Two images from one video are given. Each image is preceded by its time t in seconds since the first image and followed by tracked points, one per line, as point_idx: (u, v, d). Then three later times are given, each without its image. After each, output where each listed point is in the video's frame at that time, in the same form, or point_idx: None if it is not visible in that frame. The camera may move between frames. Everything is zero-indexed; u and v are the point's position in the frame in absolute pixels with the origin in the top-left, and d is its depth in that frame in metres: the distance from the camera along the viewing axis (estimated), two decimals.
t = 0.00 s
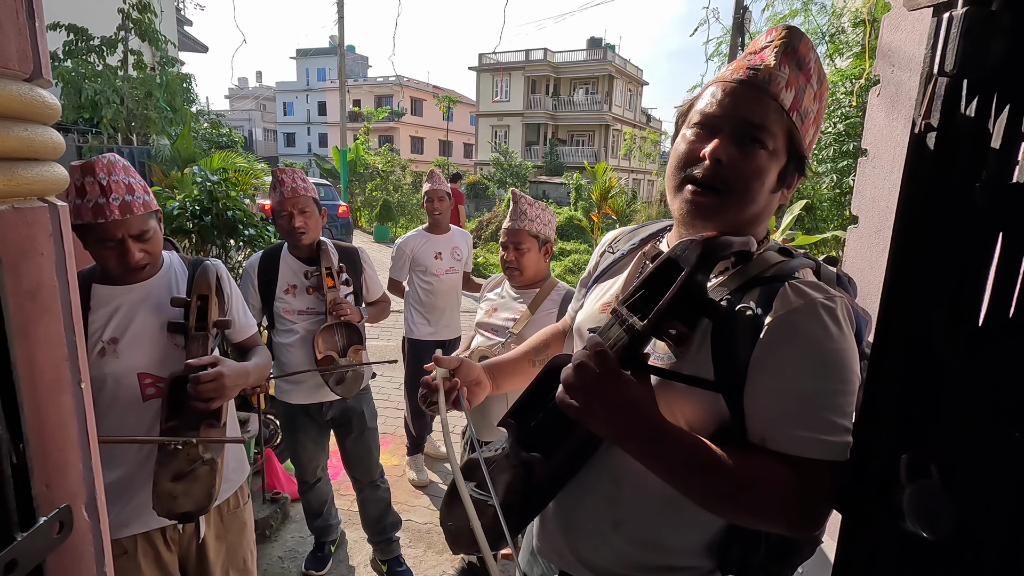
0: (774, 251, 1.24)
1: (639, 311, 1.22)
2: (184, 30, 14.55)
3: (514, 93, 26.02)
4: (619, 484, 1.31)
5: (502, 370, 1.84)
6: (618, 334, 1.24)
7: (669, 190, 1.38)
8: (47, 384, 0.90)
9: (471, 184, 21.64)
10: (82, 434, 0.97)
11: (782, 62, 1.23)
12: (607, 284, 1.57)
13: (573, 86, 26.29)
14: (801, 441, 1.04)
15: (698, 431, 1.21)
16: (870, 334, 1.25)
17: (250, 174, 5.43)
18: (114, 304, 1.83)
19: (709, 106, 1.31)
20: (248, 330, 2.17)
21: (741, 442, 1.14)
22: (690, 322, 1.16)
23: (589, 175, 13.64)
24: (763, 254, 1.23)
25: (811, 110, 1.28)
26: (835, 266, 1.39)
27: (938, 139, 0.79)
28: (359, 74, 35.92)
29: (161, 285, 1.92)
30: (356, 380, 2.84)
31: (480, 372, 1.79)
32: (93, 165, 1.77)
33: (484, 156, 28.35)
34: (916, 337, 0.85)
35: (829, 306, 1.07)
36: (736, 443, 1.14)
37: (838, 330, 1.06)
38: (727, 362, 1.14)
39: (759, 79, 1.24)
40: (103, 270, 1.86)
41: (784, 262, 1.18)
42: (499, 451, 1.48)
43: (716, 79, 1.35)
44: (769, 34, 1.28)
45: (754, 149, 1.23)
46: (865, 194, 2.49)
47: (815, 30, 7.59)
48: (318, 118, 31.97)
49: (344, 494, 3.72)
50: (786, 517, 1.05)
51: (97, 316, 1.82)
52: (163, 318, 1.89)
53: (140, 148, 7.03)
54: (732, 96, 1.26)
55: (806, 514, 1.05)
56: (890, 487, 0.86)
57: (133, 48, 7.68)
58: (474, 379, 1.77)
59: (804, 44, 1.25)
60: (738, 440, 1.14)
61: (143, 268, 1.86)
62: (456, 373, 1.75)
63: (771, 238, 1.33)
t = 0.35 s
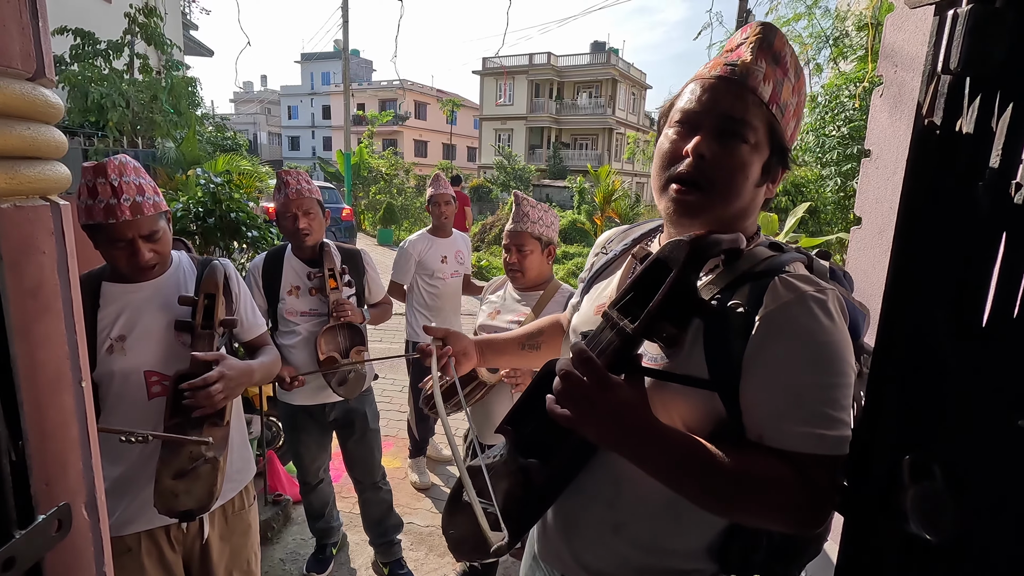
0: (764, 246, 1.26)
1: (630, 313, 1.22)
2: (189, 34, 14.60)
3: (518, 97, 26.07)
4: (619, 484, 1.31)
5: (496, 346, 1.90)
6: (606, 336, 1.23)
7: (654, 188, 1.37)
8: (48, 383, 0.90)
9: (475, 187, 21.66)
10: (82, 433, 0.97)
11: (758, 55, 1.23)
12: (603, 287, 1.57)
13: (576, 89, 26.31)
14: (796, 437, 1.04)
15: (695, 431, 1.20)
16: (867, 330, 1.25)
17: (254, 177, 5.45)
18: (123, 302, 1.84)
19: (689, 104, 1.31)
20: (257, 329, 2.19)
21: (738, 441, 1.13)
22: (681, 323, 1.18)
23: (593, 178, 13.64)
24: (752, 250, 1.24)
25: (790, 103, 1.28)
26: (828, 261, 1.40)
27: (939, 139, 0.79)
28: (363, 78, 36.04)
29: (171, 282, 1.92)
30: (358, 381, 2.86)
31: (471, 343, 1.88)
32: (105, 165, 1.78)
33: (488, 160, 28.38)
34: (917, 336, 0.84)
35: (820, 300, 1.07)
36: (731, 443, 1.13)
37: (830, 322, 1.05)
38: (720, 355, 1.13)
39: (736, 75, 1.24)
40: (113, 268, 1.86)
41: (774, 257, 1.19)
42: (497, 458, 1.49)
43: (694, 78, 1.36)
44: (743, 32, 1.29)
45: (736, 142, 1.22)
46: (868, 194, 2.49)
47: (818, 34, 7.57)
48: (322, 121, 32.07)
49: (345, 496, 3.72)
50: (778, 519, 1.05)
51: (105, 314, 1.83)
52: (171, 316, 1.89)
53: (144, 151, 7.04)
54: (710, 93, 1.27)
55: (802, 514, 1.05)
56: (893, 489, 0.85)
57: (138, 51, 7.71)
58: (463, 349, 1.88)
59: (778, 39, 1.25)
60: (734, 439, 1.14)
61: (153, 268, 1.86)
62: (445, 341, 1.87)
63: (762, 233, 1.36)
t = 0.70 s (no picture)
0: (764, 240, 1.25)
1: (627, 310, 1.28)
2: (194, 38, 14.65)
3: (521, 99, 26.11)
4: (626, 482, 1.31)
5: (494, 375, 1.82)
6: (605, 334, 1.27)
7: (660, 200, 1.37)
8: (63, 380, 0.91)
9: (478, 189, 21.69)
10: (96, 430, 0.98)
11: (763, 63, 1.21)
12: (603, 284, 1.57)
13: (579, 92, 26.34)
14: (795, 430, 1.03)
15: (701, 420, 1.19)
16: (873, 322, 1.24)
17: (260, 179, 5.48)
18: (134, 301, 1.85)
19: (692, 113, 1.29)
20: (266, 329, 2.20)
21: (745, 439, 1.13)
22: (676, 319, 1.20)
23: (597, 180, 13.65)
24: (751, 243, 1.23)
25: (792, 108, 1.28)
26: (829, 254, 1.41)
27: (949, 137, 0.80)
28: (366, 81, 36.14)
29: (181, 282, 1.94)
30: (367, 381, 2.86)
31: (470, 380, 1.76)
32: (113, 162, 1.80)
33: (491, 162, 28.42)
34: (930, 335, 0.85)
35: (814, 292, 1.06)
36: (733, 438, 1.13)
37: (824, 313, 1.04)
38: (717, 350, 1.13)
39: (742, 83, 1.22)
40: (124, 267, 1.87)
41: (771, 251, 1.17)
42: (502, 456, 1.47)
43: (693, 81, 1.32)
44: (743, 32, 1.25)
45: (745, 154, 1.22)
46: (877, 192, 2.49)
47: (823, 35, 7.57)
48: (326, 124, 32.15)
49: (351, 497, 3.73)
50: (785, 514, 1.05)
51: (117, 313, 1.84)
52: (182, 315, 1.91)
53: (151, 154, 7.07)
54: (715, 102, 1.24)
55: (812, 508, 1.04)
56: (905, 488, 0.86)
57: (145, 55, 7.73)
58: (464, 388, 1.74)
59: (779, 41, 1.23)
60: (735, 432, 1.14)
61: (161, 266, 1.88)
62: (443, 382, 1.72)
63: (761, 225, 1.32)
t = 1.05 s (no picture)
0: (772, 247, 1.17)
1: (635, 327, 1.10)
2: (197, 40, 14.66)
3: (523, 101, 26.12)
4: (632, 478, 1.30)
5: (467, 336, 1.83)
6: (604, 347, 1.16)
7: (669, 215, 1.28)
8: (61, 375, 0.91)
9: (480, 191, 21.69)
10: (93, 426, 0.97)
11: (784, 71, 1.10)
12: (603, 280, 1.54)
13: (582, 93, 26.35)
14: (803, 448, 1.03)
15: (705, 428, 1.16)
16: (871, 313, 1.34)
17: (261, 180, 5.49)
18: (138, 299, 1.85)
19: (705, 125, 1.17)
20: (271, 328, 2.20)
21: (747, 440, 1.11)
22: (687, 332, 1.12)
23: (599, 181, 13.63)
24: (760, 250, 1.15)
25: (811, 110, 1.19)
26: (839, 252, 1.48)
27: (959, 127, 0.79)
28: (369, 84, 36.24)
29: (185, 281, 1.93)
30: (363, 382, 2.85)
31: (443, 336, 1.78)
32: (120, 153, 1.82)
33: (493, 164, 28.44)
34: (934, 328, 0.84)
35: (829, 311, 1.03)
36: (739, 441, 1.11)
37: (838, 332, 1.02)
38: (730, 367, 1.08)
39: (762, 96, 1.11)
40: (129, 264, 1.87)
41: (785, 257, 1.12)
42: (502, 464, 1.37)
43: (701, 84, 1.19)
44: (758, 30, 1.12)
45: (763, 173, 1.14)
46: (881, 189, 2.48)
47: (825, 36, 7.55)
48: (329, 126, 32.21)
49: (352, 498, 3.72)
50: (784, 511, 1.06)
51: (121, 312, 1.83)
52: (185, 314, 1.90)
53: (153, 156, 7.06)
54: (731, 115, 1.13)
55: (809, 503, 1.06)
56: (911, 483, 0.83)
57: (147, 56, 7.72)
58: (435, 346, 1.76)
59: (799, 39, 1.12)
60: (739, 440, 1.11)
61: (164, 259, 1.86)
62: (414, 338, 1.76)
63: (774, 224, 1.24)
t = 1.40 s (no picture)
0: (774, 259, 1.12)
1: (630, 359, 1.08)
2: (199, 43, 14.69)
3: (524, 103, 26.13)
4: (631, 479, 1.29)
5: (499, 383, 1.81)
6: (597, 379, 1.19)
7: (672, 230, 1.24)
8: (53, 373, 0.90)
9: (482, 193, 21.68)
10: (88, 426, 0.96)
11: (802, 88, 1.07)
12: (598, 290, 1.53)
13: (583, 95, 26.37)
14: (801, 470, 1.02)
15: (705, 441, 1.15)
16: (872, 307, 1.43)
17: (263, 182, 5.49)
18: (137, 299, 1.84)
19: (715, 141, 1.14)
20: (270, 331, 2.19)
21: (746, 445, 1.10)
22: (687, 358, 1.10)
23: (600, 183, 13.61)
24: (762, 268, 1.10)
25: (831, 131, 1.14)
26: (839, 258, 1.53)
27: (960, 120, 0.78)
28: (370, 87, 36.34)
29: (184, 283, 1.93)
30: (370, 381, 2.86)
31: (483, 397, 1.76)
32: (119, 149, 1.83)
33: (494, 166, 28.46)
34: (934, 325, 0.83)
35: (833, 335, 1.01)
36: (739, 444, 1.10)
37: (842, 358, 0.99)
38: (729, 388, 1.09)
39: (777, 114, 1.07)
40: (129, 265, 1.86)
41: (791, 269, 1.08)
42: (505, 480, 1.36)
43: (713, 93, 1.15)
44: (779, 41, 1.08)
45: (774, 195, 1.10)
46: (881, 187, 2.47)
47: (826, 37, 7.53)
48: (330, 129, 32.26)
49: (352, 499, 3.71)
50: (784, 516, 1.04)
51: (119, 312, 1.83)
52: (182, 315, 1.90)
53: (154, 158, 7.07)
54: (742, 132, 1.11)
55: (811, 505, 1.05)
56: (913, 483, 0.82)
57: (148, 59, 7.73)
58: (481, 410, 1.74)
59: (823, 54, 1.08)
60: (740, 447, 1.10)
61: (161, 256, 1.84)
62: (460, 411, 1.73)
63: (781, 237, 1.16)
